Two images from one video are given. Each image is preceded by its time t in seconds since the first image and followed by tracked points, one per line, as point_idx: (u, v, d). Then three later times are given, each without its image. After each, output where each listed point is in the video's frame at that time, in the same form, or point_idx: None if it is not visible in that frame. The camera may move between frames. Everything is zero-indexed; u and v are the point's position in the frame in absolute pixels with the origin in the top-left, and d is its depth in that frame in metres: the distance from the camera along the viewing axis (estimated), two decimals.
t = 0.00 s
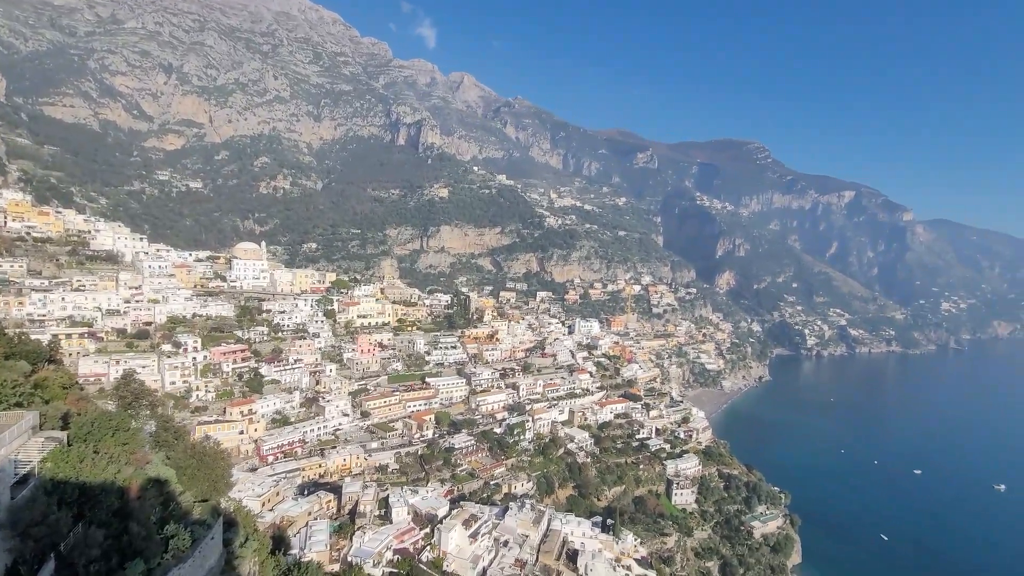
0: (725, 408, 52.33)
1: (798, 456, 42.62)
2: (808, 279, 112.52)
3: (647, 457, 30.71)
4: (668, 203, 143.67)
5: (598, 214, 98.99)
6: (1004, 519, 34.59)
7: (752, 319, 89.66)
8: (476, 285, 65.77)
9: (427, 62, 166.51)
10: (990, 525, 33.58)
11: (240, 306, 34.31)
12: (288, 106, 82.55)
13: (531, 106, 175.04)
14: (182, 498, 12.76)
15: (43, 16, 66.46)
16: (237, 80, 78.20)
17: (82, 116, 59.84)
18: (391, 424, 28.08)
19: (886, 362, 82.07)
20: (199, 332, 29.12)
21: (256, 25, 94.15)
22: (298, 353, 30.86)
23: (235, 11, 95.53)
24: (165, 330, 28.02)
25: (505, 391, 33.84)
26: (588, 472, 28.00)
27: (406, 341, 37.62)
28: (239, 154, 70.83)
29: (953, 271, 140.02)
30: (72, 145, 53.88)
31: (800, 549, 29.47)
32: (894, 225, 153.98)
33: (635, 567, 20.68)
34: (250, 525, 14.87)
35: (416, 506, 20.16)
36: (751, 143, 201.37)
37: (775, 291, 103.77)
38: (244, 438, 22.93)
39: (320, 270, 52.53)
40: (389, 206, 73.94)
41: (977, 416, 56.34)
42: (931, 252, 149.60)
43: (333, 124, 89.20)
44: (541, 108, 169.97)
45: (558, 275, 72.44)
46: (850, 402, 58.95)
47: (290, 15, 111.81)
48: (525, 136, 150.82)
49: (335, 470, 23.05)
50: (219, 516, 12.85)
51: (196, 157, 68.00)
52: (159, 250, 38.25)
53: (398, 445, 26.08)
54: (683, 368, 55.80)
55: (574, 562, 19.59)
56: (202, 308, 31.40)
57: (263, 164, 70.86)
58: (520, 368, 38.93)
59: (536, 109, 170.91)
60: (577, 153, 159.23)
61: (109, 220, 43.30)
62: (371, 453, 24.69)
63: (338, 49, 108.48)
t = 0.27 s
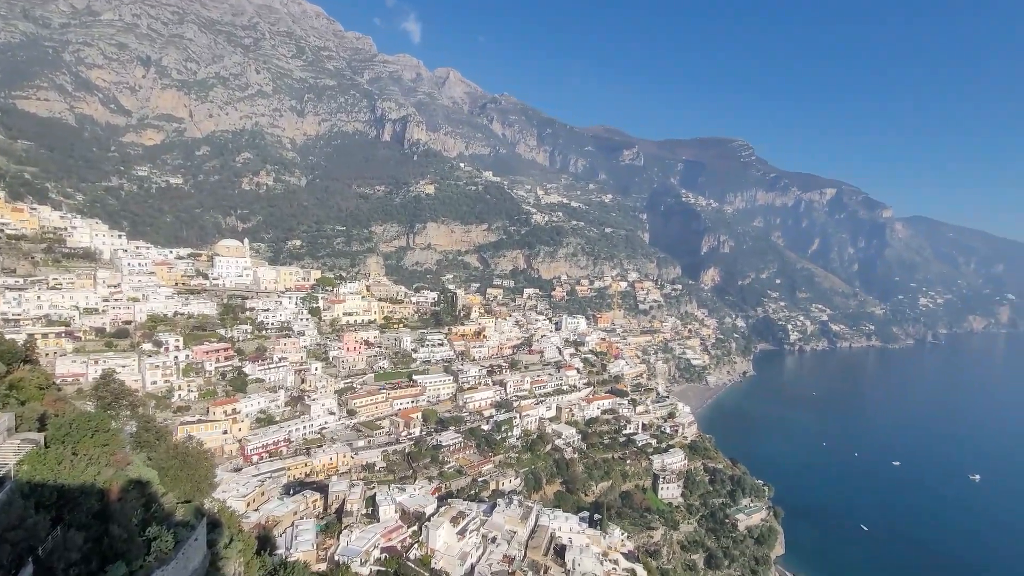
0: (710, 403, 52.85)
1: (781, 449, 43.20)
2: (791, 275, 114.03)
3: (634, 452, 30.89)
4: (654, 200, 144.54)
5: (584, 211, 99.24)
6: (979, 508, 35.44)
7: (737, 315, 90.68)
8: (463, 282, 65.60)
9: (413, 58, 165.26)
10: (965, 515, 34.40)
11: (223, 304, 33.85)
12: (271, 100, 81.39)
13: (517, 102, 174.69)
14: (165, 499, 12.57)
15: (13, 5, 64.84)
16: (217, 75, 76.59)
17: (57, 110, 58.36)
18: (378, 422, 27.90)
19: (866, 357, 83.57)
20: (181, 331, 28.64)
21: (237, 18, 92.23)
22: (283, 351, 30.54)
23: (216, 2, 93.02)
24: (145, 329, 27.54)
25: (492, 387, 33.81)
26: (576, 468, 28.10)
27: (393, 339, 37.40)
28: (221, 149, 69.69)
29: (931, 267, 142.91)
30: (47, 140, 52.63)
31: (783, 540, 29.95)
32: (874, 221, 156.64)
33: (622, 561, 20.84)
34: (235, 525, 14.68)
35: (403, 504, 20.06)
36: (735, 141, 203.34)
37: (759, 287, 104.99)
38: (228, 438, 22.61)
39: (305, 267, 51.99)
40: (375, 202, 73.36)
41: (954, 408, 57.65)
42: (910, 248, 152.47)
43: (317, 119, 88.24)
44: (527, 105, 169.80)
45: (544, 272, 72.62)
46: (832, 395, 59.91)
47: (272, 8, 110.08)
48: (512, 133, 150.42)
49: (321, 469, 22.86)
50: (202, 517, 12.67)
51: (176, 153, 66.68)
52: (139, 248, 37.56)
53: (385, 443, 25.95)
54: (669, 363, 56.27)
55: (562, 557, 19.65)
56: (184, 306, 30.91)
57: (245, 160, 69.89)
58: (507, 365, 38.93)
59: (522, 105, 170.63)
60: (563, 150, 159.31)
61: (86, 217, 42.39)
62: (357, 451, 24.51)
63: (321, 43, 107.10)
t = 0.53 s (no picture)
0: (696, 398, 53.31)
1: (765, 443, 43.77)
2: (775, 271, 115.43)
3: (621, 448, 31.08)
4: (640, 196, 145.31)
5: (572, 208, 99.39)
6: (957, 497, 36.27)
7: (722, 311, 91.58)
8: (451, 279, 65.38)
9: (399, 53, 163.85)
10: (943, 504, 35.18)
11: (206, 302, 33.33)
12: (254, 95, 80.22)
13: (504, 98, 174.18)
14: (149, 501, 12.38)
15: None
16: (199, 69, 74.80)
17: (31, 104, 57.02)
18: (365, 420, 27.71)
19: (848, 351, 85.04)
20: (163, 330, 28.15)
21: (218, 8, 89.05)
22: (268, 350, 30.19)
23: None
24: (126, 328, 27.01)
25: (480, 384, 33.76)
26: (564, 464, 28.19)
27: (380, 337, 37.15)
28: (203, 145, 68.52)
29: (910, 262, 145.61)
30: (21, 135, 51.38)
31: (768, 532, 30.42)
32: (855, 218, 159.17)
33: (610, 555, 20.98)
34: (221, 526, 14.49)
35: (391, 503, 19.95)
36: (720, 138, 205.05)
37: (745, 282, 106.13)
38: (212, 438, 22.31)
39: (290, 264, 51.41)
40: (361, 199, 72.72)
41: (931, 400, 58.94)
42: (890, 244, 155.18)
43: (302, 114, 87.17)
44: (514, 101, 169.43)
45: (532, 268, 72.68)
46: (815, 389, 60.85)
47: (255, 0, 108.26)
48: (499, 129, 149.93)
49: (308, 468, 22.66)
50: (187, 518, 12.48)
51: (157, 148, 65.27)
52: (118, 246, 36.78)
53: (373, 441, 25.81)
54: (656, 359, 56.71)
55: (551, 552, 19.71)
56: (166, 304, 30.38)
57: (228, 156, 68.86)
58: (495, 362, 38.89)
59: (509, 102, 170.21)
60: (550, 147, 159.31)
61: (64, 214, 41.44)
62: (345, 450, 24.32)
63: (305, 37, 105.67)
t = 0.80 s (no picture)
0: (682, 393, 53.79)
1: (750, 437, 44.28)
2: (759, 267, 116.78)
3: (609, 443, 31.23)
4: (627, 194, 146.02)
5: (558, 205, 99.54)
6: (935, 488, 37.09)
7: (708, 307, 92.42)
8: (438, 277, 65.13)
9: (384, 48, 162.49)
10: (922, 495, 35.94)
11: (188, 301, 32.79)
12: (236, 90, 79.05)
13: (491, 95, 173.70)
14: (130, 502, 12.14)
15: None
16: (178, 63, 73.26)
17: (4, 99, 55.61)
18: (352, 418, 27.50)
19: (830, 345, 86.43)
20: (144, 329, 27.65)
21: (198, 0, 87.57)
22: (253, 349, 29.82)
23: None
24: (105, 328, 26.47)
25: (468, 382, 33.69)
26: (552, 460, 28.25)
27: (366, 335, 36.90)
28: (183, 141, 67.33)
29: (890, 258, 148.27)
30: None
31: (752, 524, 30.88)
32: (837, 215, 161.65)
33: (598, 550, 21.12)
34: (205, 527, 14.30)
35: (379, 501, 19.85)
36: (705, 135, 206.75)
37: (729, 278, 107.22)
38: (196, 438, 21.99)
39: (275, 262, 50.81)
40: (346, 195, 72.02)
41: (909, 393, 60.26)
42: (870, 240, 157.90)
43: (285, 110, 86.09)
44: (500, 98, 169.05)
45: (519, 265, 72.72)
46: (797, 383, 61.80)
47: None
48: (486, 126, 149.44)
49: (294, 468, 22.45)
50: (170, 519, 12.28)
51: (136, 144, 63.86)
52: (97, 243, 36.00)
53: (360, 440, 25.63)
54: (642, 355, 57.09)
55: (539, 548, 19.76)
56: (147, 303, 29.85)
57: (209, 152, 67.78)
58: (483, 359, 38.83)
59: (495, 98, 169.80)
60: (537, 144, 159.28)
61: (39, 211, 40.45)
62: (331, 449, 24.15)
63: (289, 31, 104.26)
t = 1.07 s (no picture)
0: (668, 389, 54.17)
1: (735, 432, 44.72)
2: (744, 263, 118.08)
3: (597, 439, 31.39)
4: (613, 191, 146.59)
5: (545, 202, 99.62)
6: (915, 480, 37.79)
7: (693, 303, 93.23)
8: (425, 274, 64.82)
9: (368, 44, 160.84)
10: (902, 487, 36.59)
11: (169, 300, 32.23)
12: (217, 85, 77.81)
13: (477, 91, 172.93)
14: (111, 506, 11.89)
15: None
16: (157, 57, 71.82)
17: None
18: (338, 418, 27.28)
19: (812, 340, 87.77)
20: (124, 329, 27.11)
21: None
22: (237, 348, 29.43)
23: None
24: (84, 328, 25.89)
25: (455, 379, 33.59)
26: (541, 456, 28.32)
27: (353, 333, 36.62)
28: (163, 136, 66.04)
29: (871, 255, 150.89)
30: None
31: (738, 517, 31.27)
32: (819, 212, 164.04)
33: (586, 545, 21.23)
34: (189, 529, 14.05)
35: (367, 500, 19.72)
36: (690, 133, 208.33)
37: (714, 275, 108.27)
38: (179, 439, 21.66)
39: (259, 260, 50.13)
40: (330, 193, 71.31)
41: (889, 386, 61.39)
42: (851, 236, 160.51)
43: (268, 105, 84.92)
44: (486, 95, 168.44)
45: (506, 263, 72.70)
46: (780, 378, 62.59)
47: None
48: (472, 122, 148.73)
49: (280, 468, 22.22)
50: (153, 522, 12.03)
51: (114, 140, 62.43)
52: (73, 241, 35.15)
53: (347, 439, 25.45)
54: (629, 351, 57.44)
55: (528, 544, 19.82)
56: (126, 303, 29.26)
57: (190, 148, 66.56)
58: (470, 357, 38.74)
59: (482, 95, 169.17)
60: (523, 141, 159.06)
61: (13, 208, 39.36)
62: (318, 448, 23.93)
63: (271, 25, 102.79)
